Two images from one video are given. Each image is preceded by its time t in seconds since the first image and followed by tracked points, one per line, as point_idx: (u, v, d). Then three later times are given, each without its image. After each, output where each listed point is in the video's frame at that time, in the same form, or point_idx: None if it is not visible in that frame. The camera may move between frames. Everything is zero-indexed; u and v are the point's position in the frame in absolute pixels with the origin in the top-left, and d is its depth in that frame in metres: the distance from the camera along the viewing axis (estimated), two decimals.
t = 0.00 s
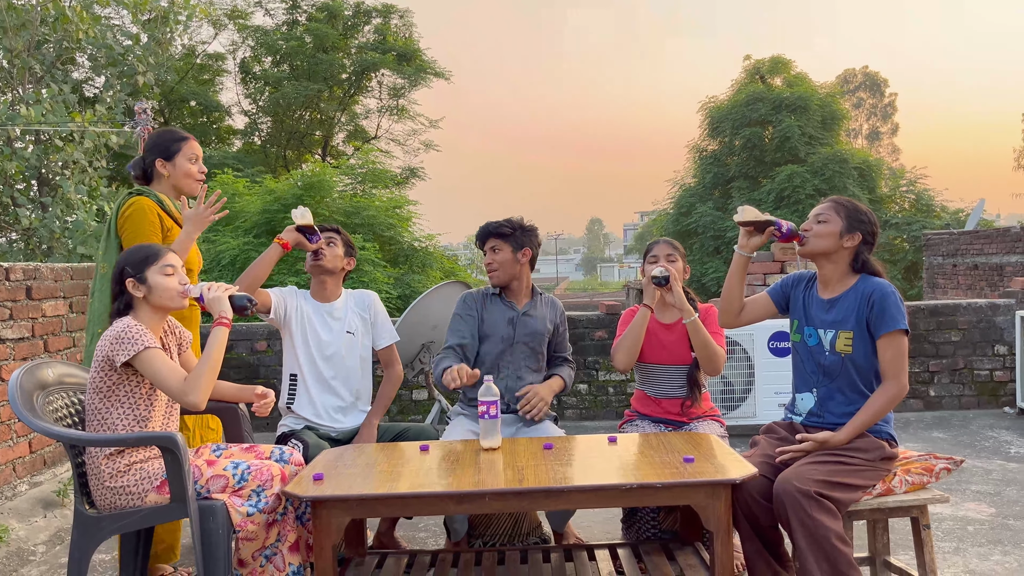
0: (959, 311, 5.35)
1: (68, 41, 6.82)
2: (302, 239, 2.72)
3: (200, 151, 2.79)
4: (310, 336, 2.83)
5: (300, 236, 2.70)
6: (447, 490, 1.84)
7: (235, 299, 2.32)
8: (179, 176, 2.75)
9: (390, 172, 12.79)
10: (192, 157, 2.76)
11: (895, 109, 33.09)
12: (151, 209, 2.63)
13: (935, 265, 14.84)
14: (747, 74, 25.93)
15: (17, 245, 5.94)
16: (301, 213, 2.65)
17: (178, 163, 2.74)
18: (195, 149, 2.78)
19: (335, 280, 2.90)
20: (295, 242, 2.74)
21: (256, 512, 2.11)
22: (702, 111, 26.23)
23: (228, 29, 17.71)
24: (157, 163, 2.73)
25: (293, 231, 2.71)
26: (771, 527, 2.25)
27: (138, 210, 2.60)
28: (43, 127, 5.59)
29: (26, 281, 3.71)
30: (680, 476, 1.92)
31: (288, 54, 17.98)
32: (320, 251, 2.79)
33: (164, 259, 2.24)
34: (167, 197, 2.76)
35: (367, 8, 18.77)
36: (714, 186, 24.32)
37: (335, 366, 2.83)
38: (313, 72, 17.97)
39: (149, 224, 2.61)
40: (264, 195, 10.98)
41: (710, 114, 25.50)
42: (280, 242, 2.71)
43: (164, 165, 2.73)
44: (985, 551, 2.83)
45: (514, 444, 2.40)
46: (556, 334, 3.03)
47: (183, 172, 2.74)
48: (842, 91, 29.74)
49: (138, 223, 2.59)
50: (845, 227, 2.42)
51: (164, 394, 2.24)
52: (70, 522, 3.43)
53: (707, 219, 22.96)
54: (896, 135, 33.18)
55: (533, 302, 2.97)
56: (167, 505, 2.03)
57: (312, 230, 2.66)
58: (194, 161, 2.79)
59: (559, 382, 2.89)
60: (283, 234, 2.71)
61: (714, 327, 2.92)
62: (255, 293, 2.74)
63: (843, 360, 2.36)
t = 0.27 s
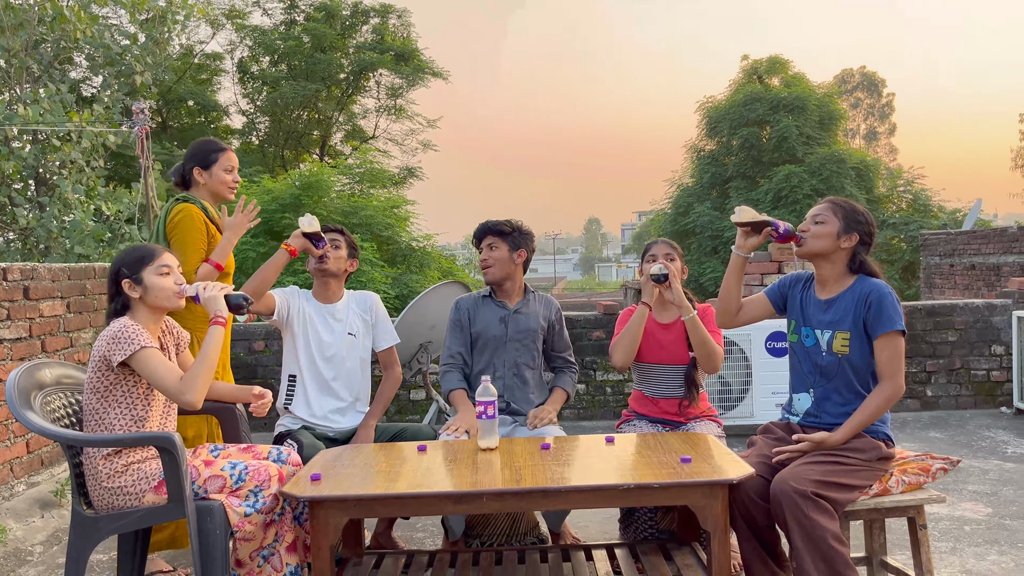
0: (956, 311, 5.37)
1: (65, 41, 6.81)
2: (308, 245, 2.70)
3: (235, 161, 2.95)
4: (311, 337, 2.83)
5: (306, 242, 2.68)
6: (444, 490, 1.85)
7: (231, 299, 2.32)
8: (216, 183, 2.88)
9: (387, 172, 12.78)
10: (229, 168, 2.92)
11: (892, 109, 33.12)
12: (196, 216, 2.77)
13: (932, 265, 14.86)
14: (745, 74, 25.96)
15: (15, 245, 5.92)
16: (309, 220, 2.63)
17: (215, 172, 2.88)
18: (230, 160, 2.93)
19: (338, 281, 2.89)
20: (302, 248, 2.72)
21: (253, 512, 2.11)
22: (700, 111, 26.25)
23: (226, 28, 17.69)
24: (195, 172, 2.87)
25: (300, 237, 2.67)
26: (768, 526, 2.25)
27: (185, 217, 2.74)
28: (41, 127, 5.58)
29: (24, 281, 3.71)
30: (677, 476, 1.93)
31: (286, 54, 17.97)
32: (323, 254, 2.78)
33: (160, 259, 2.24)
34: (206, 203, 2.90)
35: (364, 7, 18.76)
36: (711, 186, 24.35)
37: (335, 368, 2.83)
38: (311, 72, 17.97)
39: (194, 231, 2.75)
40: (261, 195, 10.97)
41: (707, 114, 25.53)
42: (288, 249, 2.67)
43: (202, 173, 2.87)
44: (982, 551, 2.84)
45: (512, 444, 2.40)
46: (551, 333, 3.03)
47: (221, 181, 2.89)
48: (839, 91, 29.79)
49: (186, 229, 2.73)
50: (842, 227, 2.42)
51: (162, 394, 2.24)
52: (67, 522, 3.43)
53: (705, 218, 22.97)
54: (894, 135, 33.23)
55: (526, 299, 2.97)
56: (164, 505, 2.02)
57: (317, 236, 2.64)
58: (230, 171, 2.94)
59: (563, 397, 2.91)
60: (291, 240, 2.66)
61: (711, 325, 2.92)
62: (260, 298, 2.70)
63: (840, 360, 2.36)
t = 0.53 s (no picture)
0: (954, 313, 5.38)
1: (64, 43, 6.81)
2: (312, 252, 2.69)
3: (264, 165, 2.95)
4: (311, 341, 2.83)
5: (310, 248, 2.67)
6: (443, 492, 1.85)
7: (229, 301, 2.33)
8: (243, 187, 2.92)
9: (386, 173, 12.79)
10: (257, 171, 2.93)
11: (890, 111, 33.17)
12: (231, 220, 2.85)
13: (930, 266, 14.88)
14: (743, 76, 26.02)
15: (13, 247, 5.91)
16: (315, 226, 2.62)
17: (243, 176, 2.92)
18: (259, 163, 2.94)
19: (338, 284, 2.89)
20: (306, 254, 2.71)
21: (252, 515, 2.11)
22: (698, 113, 26.30)
23: (224, 30, 17.69)
24: (226, 174, 2.92)
25: (302, 243, 2.65)
26: (765, 528, 2.26)
27: (219, 223, 2.81)
28: (39, 129, 5.58)
29: (22, 284, 3.71)
30: (675, 478, 1.93)
31: (284, 56, 17.97)
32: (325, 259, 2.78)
33: (158, 261, 2.24)
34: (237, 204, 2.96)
35: (363, 9, 18.78)
36: (710, 188, 24.39)
37: (335, 372, 2.83)
38: (310, 74, 17.98)
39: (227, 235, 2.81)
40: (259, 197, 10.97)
41: (705, 116, 25.58)
42: (292, 257, 2.65)
43: (232, 176, 2.92)
44: (979, 552, 2.85)
45: (511, 446, 2.41)
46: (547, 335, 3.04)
47: (249, 184, 2.92)
48: (837, 92, 29.85)
49: (220, 235, 2.81)
50: (838, 230, 2.43)
51: (160, 396, 2.24)
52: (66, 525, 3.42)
53: (703, 220, 22.99)
54: (892, 137, 33.29)
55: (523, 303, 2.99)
56: (163, 508, 2.02)
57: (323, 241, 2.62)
58: (259, 174, 2.96)
59: (558, 375, 2.87)
60: (295, 247, 2.64)
61: (710, 326, 2.92)
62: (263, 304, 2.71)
63: (837, 362, 2.37)
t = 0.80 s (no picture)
0: (952, 316, 5.39)
1: (63, 47, 6.82)
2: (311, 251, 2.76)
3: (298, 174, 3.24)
4: (309, 344, 2.82)
5: (309, 248, 2.74)
6: (441, 496, 1.85)
7: (227, 306, 2.33)
8: (277, 195, 3.19)
9: (385, 177, 12.80)
10: (289, 180, 3.21)
11: (888, 114, 33.25)
12: (273, 229, 3.12)
13: (929, 269, 14.90)
14: (742, 79, 26.08)
15: (11, 251, 5.91)
16: (314, 224, 2.68)
17: (276, 185, 3.17)
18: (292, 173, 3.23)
19: (336, 287, 2.88)
20: (305, 253, 2.77)
21: (250, 519, 2.10)
22: (697, 116, 26.33)
23: (223, 34, 17.71)
24: (260, 185, 3.18)
25: (300, 242, 2.74)
26: (763, 531, 2.25)
27: (263, 234, 3.09)
28: (38, 132, 5.58)
29: (21, 288, 3.71)
30: (674, 481, 1.93)
31: (283, 60, 18.00)
32: (325, 260, 2.79)
33: (157, 265, 2.24)
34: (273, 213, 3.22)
35: (362, 13, 18.83)
36: (708, 192, 24.42)
37: (333, 375, 2.82)
38: (309, 77, 18.00)
39: (271, 244, 3.08)
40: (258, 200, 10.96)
41: (704, 119, 25.62)
42: (292, 254, 2.76)
43: (265, 186, 3.18)
44: (979, 555, 2.84)
45: (509, 449, 2.41)
46: (541, 337, 3.05)
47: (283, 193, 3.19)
48: (835, 96, 29.92)
49: (264, 244, 3.08)
50: (834, 234, 2.43)
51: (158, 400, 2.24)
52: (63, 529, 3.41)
53: (702, 223, 23.01)
54: (890, 140, 33.34)
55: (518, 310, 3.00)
56: (160, 512, 2.02)
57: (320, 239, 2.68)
58: (290, 183, 3.23)
59: (548, 366, 2.89)
60: (295, 245, 2.75)
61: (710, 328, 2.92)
62: (260, 303, 2.74)
63: (834, 365, 2.37)
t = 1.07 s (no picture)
0: (952, 320, 5.38)
1: (63, 51, 6.83)
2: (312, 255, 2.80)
3: (342, 181, 3.22)
4: (309, 348, 2.82)
5: (310, 251, 2.78)
6: (441, 500, 1.84)
7: (227, 311, 2.33)
8: (320, 202, 3.22)
9: (385, 181, 12.82)
10: (330, 187, 3.19)
11: (888, 118, 33.32)
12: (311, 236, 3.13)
13: (929, 273, 14.90)
14: (741, 83, 26.14)
15: (10, 255, 5.90)
16: (315, 227, 2.73)
17: (318, 192, 3.19)
18: (336, 179, 3.21)
19: (336, 291, 2.88)
20: (306, 257, 2.80)
21: (249, 523, 2.10)
22: (697, 120, 26.35)
23: (223, 38, 17.75)
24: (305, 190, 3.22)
25: (301, 245, 2.78)
26: (763, 536, 2.25)
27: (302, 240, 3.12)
28: (38, 136, 5.59)
29: (20, 292, 3.71)
30: (674, 486, 1.93)
31: (283, 64, 18.04)
32: (325, 264, 2.80)
33: (157, 270, 2.24)
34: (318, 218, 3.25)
35: (362, 18, 18.88)
36: (708, 196, 24.43)
37: (333, 379, 2.82)
38: (309, 82, 18.04)
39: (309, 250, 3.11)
40: (258, 204, 10.97)
41: (704, 123, 25.65)
42: (292, 258, 2.79)
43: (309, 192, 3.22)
44: (978, 560, 2.84)
45: (509, 453, 2.41)
46: (535, 339, 3.07)
47: (326, 199, 3.20)
48: (835, 100, 29.98)
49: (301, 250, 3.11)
50: (824, 240, 2.44)
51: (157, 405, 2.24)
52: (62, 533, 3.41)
53: (702, 227, 23.02)
54: (890, 144, 33.39)
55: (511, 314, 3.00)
56: (160, 516, 2.02)
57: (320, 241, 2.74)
58: (335, 189, 3.22)
59: (542, 366, 2.90)
60: (294, 249, 2.78)
61: (709, 332, 2.92)
62: (260, 308, 2.70)
63: (831, 371, 2.37)
